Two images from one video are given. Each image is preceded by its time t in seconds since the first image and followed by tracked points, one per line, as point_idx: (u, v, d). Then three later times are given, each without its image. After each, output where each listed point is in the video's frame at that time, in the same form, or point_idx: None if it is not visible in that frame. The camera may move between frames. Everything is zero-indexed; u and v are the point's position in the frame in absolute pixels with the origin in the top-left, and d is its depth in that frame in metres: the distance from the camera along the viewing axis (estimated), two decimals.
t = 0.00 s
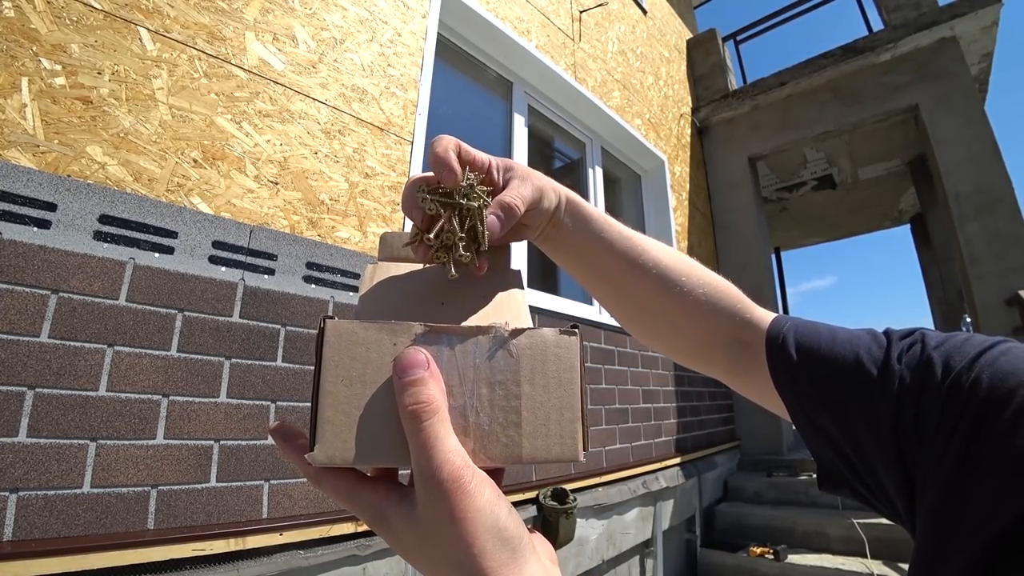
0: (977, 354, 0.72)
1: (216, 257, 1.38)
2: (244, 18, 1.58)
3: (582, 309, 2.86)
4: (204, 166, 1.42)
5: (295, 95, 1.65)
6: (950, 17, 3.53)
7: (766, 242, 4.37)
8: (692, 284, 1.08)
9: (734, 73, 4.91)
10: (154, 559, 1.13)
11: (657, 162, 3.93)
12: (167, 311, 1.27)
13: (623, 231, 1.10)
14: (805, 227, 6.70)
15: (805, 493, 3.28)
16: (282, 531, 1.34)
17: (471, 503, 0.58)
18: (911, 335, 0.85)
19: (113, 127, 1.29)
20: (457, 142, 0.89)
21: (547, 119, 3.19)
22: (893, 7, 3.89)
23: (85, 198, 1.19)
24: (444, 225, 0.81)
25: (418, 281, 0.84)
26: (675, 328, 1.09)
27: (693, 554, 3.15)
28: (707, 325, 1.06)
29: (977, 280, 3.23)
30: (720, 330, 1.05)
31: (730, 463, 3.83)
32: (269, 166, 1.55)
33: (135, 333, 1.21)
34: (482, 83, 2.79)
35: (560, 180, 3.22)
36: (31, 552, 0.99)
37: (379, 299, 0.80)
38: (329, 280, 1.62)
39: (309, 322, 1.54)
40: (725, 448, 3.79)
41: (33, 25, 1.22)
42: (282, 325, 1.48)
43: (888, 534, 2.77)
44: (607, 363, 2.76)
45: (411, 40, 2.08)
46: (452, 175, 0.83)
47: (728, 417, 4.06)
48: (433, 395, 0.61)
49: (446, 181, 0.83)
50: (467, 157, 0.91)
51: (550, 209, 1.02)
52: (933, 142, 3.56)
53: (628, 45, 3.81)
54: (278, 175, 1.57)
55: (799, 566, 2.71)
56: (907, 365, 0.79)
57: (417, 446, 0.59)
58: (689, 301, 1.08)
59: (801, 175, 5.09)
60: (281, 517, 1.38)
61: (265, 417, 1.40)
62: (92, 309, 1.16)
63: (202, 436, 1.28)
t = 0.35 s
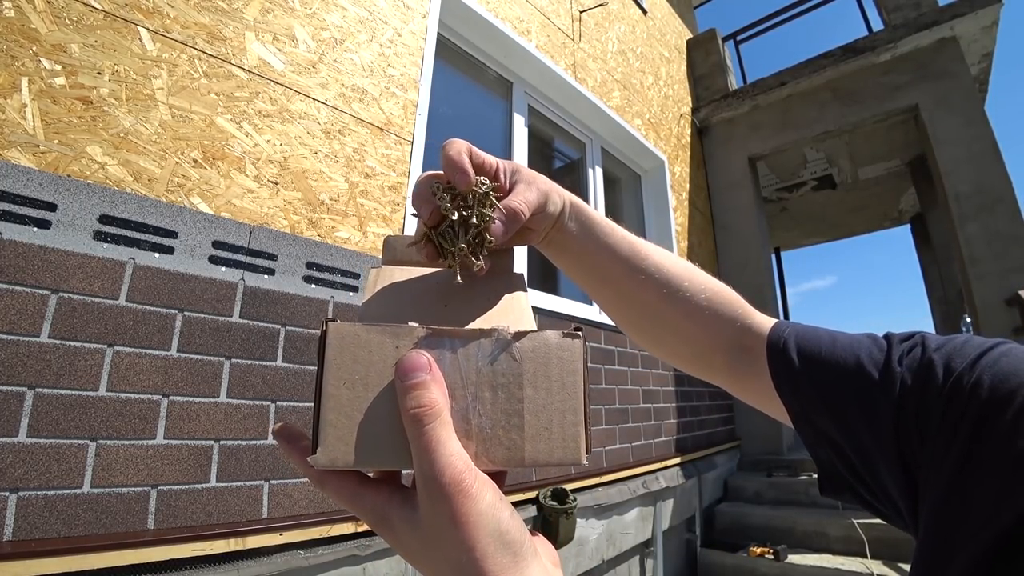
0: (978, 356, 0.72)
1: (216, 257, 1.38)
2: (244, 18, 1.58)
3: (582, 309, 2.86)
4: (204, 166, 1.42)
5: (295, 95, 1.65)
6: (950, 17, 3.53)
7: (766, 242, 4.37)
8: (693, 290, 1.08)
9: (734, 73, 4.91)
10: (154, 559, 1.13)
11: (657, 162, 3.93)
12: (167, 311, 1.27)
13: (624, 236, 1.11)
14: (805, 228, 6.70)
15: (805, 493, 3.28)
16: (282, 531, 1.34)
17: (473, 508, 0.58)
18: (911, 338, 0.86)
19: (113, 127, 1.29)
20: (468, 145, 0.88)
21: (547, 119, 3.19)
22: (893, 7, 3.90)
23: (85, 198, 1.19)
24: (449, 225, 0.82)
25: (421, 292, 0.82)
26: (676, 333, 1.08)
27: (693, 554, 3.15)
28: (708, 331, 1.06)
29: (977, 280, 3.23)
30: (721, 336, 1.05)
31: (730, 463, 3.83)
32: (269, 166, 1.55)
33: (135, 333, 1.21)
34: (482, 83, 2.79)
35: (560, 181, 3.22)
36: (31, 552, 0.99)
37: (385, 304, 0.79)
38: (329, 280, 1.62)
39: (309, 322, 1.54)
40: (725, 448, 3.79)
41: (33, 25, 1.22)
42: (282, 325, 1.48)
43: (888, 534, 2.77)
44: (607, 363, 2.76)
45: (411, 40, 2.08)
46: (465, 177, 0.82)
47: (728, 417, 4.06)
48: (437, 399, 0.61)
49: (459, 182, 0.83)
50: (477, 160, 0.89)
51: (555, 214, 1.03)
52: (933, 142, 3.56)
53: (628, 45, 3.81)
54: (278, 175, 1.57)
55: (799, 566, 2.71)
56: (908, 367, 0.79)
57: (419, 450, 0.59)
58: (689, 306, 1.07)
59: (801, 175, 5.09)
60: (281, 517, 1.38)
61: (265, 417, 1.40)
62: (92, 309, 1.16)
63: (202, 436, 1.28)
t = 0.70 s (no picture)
0: (977, 358, 0.72)
1: (216, 257, 1.38)
2: (244, 18, 1.58)
3: (582, 309, 2.86)
4: (204, 166, 1.42)
5: (295, 95, 1.65)
6: (950, 17, 3.53)
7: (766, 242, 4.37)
8: (694, 292, 1.08)
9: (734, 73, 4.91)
10: (154, 559, 1.13)
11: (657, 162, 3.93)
12: (167, 310, 1.27)
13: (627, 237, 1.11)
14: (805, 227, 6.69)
15: (805, 493, 3.28)
16: (282, 531, 1.34)
17: (471, 513, 0.58)
18: (910, 340, 0.86)
19: (113, 127, 1.29)
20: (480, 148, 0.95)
21: (547, 119, 3.19)
22: (893, 7, 3.90)
23: (85, 198, 1.19)
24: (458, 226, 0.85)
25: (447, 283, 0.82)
26: (676, 334, 1.09)
27: (693, 554, 3.15)
28: (708, 332, 1.06)
29: (977, 280, 3.23)
30: (720, 337, 1.05)
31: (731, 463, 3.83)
32: (269, 166, 1.55)
33: (135, 333, 1.21)
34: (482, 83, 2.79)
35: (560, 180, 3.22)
36: (31, 552, 0.99)
37: (385, 305, 0.79)
38: (329, 280, 1.61)
39: (309, 322, 1.54)
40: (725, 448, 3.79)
41: (33, 25, 1.22)
42: (282, 325, 1.48)
43: (888, 534, 2.77)
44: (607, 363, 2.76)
45: (411, 40, 2.08)
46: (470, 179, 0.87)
47: (728, 417, 4.06)
48: (435, 405, 0.61)
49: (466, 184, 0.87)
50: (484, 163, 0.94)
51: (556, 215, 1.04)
52: (933, 142, 3.56)
53: (628, 45, 3.81)
54: (278, 175, 1.57)
55: (799, 566, 2.71)
56: (908, 368, 0.79)
57: (417, 455, 0.59)
58: (690, 307, 1.07)
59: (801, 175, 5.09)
60: (281, 517, 1.38)
61: (265, 417, 1.40)
62: (93, 309, 1.16)
63: (202, 437, 1.28)
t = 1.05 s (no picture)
0: (968, 362, 0.73)
1: (217, 257, 1.38)
2: (244, 18, 1.58)
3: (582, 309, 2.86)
4: (204, 166, 1.42)
5: (295, 95, 1.65)
6: (950, 16, 3.53)
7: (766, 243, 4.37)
8: (693, 305, 1.08)
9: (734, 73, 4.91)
10: (154, 559, 1.13)
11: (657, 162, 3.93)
12: (167, 310, 1.27)
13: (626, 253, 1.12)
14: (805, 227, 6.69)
15: (805, 493, 3.28)
16: (282, 531, 1.34)
17: (467, 526, 0.59)
18: (902, 347, 0.86)
19: (113, 127, 1.29)
20: (453, 191, 0.90)
21: (547, 119, 3.19)
22: (893, 7, 3.90)
23: (85, 198, 1.19)
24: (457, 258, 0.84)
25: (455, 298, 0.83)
26: (674, 346, 1.09)
27: (692, 554, 3.15)
28: (706, 343, 1.06)
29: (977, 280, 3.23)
30: (718, 351, 1.05)
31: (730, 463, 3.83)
32: (269, 166, 1.55)
33: (135, 333, 1.21)
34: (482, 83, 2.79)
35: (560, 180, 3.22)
36: (31, 552, 0.99)
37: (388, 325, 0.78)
38: (329, 280, 1.62)
39: (309, 322, 1.54)
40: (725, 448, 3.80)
41: (33, 25, 1.22)
42: (282, 325, 1.48)
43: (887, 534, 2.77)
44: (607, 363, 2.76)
45: (411, 40, 2.08)
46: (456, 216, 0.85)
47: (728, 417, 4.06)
48: (434, 420, 0.61)
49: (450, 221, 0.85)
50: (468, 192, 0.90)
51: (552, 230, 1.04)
52: (933, 142, 3.56)
53: (628, 45, 3.81)
54: (278, 175, 1.57)
55: (799, 566, 2.71)
56: (901, 375, 0.80)
57: (416, 469, 0.59)
58: (687, 319, 1.08)
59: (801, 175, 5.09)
60: (281, 517, 1.38)
61: (265, 417, 1.40)
62: (93, 309, 1.16)
63: (202, 437, 1.28)
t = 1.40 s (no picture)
0: (972, 369, 0.73)
1: (217, 257, 1.38)
2: (244, 18, 1.58)
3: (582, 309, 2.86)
4: (204, 166, 1.43)
5: (295, 95, 1.65)
6: (950, 16, 3.53)
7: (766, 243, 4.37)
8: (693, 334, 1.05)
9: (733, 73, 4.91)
10: (154, 559, 1.13)
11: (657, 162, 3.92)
12: (167, 311, 1.27)
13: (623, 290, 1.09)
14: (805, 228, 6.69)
15: (805, 493, 3.28)
16: (282, 531, 1.34)
17: (466, 548, 0.59)
18: (902, 354, 0.86)
19: (113, 127, 1.29)
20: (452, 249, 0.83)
21: (547, 119, 3.19)
22: (893, 7, 3.90)
23: (85, 198, 1.19)
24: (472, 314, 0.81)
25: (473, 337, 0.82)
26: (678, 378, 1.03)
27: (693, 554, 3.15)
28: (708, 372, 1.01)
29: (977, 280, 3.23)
30: (726, 367, 1.01)
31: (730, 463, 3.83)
32: (269, 166, 1.55)
33: (135, 333, 1.21)
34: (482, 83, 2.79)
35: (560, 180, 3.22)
36: (31, 552, 0.99)
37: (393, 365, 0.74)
38: (329, 280, 1.61)
39: (309, 322, 1.54)
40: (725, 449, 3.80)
41: (33, 25, 1.21)
42: (282, 325, 1.48)
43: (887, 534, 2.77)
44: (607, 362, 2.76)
45: (411, 39, 2.08)
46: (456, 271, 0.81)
47: (728, 417, 4.06)
48: (432, 449, 0.61)
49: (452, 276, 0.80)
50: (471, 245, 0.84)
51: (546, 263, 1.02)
52: (933, 142, 3.56)
53: (628, 45, 3.81)
54: (278, 175, 1.57)
55: (799, 566, 2.71)
56: (902, 383, 0.79)
57: (416, 496, 0.59)
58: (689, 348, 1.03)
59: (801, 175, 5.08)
60: (281, 517, 1.38)
61: (266, 417, 1.40)
62: (93, 309, 1.16)
63: (202, 436, 1.28)
